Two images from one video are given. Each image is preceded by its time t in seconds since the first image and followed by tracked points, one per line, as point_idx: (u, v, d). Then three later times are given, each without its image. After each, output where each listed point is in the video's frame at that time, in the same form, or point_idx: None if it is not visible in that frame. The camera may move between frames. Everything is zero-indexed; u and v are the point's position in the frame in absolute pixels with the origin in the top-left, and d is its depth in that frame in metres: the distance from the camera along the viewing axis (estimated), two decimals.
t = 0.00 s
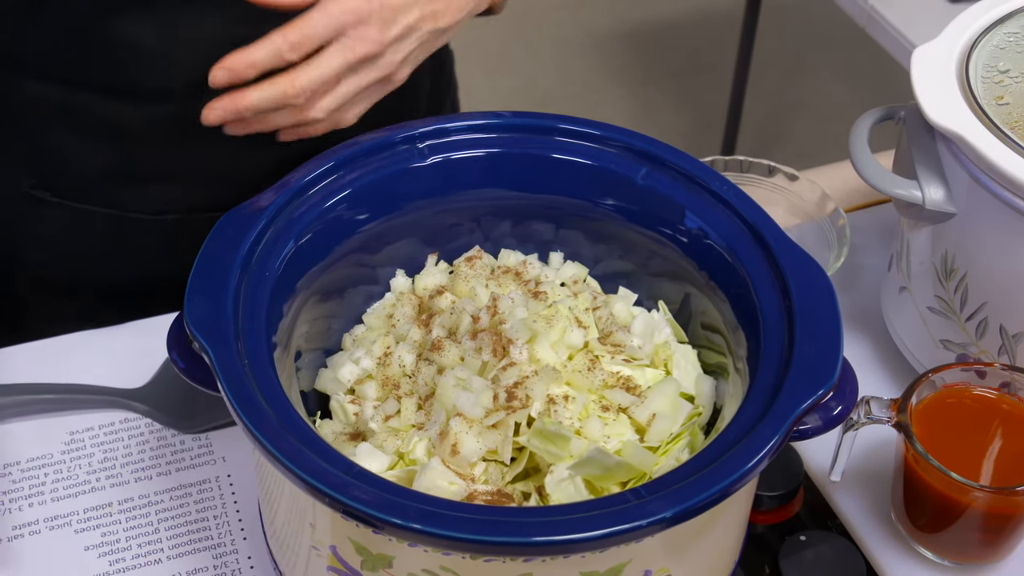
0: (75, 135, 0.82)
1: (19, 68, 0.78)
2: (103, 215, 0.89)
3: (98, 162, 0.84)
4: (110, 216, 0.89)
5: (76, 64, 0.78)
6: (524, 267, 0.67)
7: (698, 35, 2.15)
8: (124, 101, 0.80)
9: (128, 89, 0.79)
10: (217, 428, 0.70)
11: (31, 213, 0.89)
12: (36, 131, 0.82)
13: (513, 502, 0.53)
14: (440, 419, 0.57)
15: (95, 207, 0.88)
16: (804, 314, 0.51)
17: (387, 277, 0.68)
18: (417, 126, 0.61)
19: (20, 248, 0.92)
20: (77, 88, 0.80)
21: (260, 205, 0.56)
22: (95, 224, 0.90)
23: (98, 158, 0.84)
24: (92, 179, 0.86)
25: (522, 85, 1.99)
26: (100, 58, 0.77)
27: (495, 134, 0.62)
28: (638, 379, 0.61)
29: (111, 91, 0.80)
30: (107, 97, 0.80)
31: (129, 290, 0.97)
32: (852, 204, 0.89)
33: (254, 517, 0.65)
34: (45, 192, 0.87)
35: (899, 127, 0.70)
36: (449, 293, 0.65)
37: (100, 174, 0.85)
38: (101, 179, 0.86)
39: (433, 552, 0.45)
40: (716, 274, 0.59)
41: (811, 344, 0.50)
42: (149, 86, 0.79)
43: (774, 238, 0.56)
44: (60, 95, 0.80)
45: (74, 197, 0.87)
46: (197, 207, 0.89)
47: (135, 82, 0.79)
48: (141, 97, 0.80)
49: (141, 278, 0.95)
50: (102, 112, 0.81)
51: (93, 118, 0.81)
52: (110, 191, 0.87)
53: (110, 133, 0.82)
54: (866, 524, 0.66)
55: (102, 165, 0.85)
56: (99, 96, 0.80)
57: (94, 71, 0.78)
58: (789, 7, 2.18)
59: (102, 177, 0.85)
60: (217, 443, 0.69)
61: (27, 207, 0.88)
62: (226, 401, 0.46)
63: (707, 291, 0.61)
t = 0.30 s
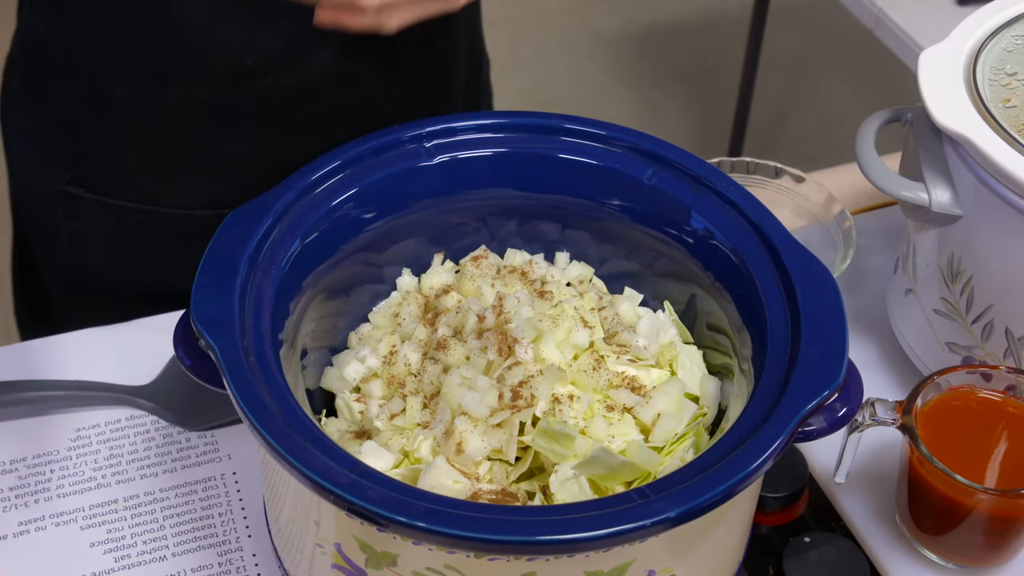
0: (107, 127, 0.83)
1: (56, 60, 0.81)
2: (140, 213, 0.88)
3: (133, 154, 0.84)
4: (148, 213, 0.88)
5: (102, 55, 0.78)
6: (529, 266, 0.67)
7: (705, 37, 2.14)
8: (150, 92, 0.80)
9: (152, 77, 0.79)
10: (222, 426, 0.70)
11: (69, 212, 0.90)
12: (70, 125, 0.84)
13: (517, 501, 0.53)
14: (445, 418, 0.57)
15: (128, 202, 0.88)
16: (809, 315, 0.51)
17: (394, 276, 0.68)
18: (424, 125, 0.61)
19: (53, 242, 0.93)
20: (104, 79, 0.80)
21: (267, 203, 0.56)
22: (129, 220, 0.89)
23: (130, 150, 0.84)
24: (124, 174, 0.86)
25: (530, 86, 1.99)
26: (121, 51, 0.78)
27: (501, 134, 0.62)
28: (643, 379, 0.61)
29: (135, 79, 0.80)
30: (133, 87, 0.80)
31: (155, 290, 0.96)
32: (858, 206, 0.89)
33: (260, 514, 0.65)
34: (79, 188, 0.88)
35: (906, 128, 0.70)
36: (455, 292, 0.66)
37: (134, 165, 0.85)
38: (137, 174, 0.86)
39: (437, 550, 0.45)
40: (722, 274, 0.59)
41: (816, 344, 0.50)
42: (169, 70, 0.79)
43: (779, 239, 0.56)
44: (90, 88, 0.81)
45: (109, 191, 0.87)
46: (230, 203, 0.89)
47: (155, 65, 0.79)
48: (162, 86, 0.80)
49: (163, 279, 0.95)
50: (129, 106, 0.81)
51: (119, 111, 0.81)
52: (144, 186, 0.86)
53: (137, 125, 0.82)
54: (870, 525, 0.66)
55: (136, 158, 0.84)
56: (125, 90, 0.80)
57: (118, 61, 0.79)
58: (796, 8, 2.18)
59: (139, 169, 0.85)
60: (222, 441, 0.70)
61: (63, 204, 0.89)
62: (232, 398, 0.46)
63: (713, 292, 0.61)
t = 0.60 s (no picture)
0: (116, 126, 0.83)
1: (67, 58, 0.81)
2: (147, 211, 0.88)
3: (142, 153, 0.84)
4: (155, 212, 0.89)
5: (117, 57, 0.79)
6: (530, 267, 0.67)
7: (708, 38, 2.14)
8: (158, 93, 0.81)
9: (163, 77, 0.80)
10: (222, 426, 0.71)
11: (77, 210, 0.90)
12: (80, 124, 0.84)
13: (516, 502, 0.53)
14: (444, 419, 0.57)
15: (135, 200, 0.88)
16: (809, 317, 0.51)
17: (394, 277, 0.68)
18: (424, 126, 0.61)
19: (62, 241, 0.94)
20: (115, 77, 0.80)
21: (267, 204, 0.56)
22: (137, 218, 0.89)
23: (137, 151, 0.84)
24: (132, 173, 0.86)
25: (534, 87, 1.99)
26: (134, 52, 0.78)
27: (501, 135, 0.63)
28: (643, 380, 0.61)
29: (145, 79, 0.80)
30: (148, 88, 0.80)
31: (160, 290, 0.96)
32: (860, 207, 0.89)
33: (260, 514, 0.65)
34: (88, 186, 0.88)
35: (907, 130, 0.70)
36: (455, 293, 0.66)
37: (143, 166, 0.85)
38: (145, 173, 0.86)
39: (436, 551, 0.45)
40: (722, 275, 0.59)
41: (816, 346, 0.50)
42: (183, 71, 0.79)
43: (779, 240, 0.56)
44: (100, 87, 0.81)
45: (117, 189, 0.88)
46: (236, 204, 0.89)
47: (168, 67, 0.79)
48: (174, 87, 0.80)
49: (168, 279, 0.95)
50: (138, 105, 0.81)
51: (129, 110, 0.82)
52: (150, 185, 0.87)
53: (146, 125, 0.82)
54: (870, 527, 0.66)
55: (145, 158, 0.85)
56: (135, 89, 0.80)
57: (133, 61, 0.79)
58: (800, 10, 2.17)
59: (146, 169, 0.86)
60: (222, 442, 0.70)
61: (73, 201, 0.90)
62: (231, 398, 0.46)
63: (712, 293, 0.61)
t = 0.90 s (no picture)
0: (109, 126, 0.83)
1: (54, 57, 0.80)
2: (137, 209, 0.88)
3: (131, 152, 0.84)
4: (146, 212, 0.88)
5: (110, 57, 0.78)
6: (528, 268, 0.67)
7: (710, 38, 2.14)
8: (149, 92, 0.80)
9: (156, 76, 0.79)
10: (221, 427, 0.71)
11: (70, 209, 0.90)
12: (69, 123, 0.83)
13: (514, 502, 0.53)
14: (441, 419, 0.57)
15: (127, 199, 0.88)
16: (807, 317, 0.51)
17: (392, 277, 0.68)
18: (422, 126, 0.62)
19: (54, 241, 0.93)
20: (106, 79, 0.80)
21: (264, 204, 0.56)
22: (131, 219, 0.89)
23: (127, 152, 0.84)
24: (122, 174, 0.86)
25: (534, 88, 1.99)
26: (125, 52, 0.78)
27: (498, 135, 0.63)
28: (640, 380, 0.61)
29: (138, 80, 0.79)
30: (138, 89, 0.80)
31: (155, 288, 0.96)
32: (859, 207, 0.89)
33: (258, 515, 0.65)
34: (77, 185, 0.88)
35: (906, 130, 0.70)
36: (453, 293, 0.66)
37: (133, 166, 0.85)
38: (137, 173, 0.86)
39: (432, 551, 0.45)
40: (719, 275, 0.59)
41: (814, 347, 0.49)
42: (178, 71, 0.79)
43: (776, 239, 0.56)
44: (90, 87, 0.81)
45: (108, 188, 0.87)
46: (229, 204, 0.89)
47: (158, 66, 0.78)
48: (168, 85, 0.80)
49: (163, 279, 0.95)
50: (129, 104, 0.81)
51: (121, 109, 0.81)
52: (141, 184, 0.86)
53: (139, 125, 0.82)
54: (868, 527, 0.66)
55: (135, 157, 0.84)
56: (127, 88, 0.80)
57: (123, 61, 0.78)
58: (801, 10, 2.17)
59: (135, 171, 0.85)
60: (220, 442, 0.70)
61: (65, 200, 0.89)
62: (228, 399, 0.46)
63: (710, 293, 0.61)
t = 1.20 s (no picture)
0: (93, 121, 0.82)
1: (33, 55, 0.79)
2: (121, 202, 0.88)
3: (115, 147, 0.83)
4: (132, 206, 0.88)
5: (90, 55, 0.77)
6: (525, 263, 0.67)
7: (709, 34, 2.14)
8: (132, 89, 0.79)
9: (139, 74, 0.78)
10: (221, 426, 0.71)
11: (56, 203, 0.90)
12: (50, 119, 0.83)
13: (512, 497, 0.53)
14: (439, 414, 0.57)
15: (113, 193, 0.87)
16: (804, 310, 0.51)
17: (389, 273, 0.68)
18: (418, 122, 0.61)
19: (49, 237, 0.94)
20: (87, 76, 0.79)
21: (260, 201, 0.56)
22: (128, 219, 0.89)
23: (110, 147, 0.83)
24: (107, 167, 0.85)
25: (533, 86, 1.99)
26: (103, 50, 0.77)
27: (494, 131, 0.63)
28: (638, 374, 0.61)
29: (123, 78, 0.79)
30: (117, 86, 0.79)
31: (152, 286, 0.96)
32: (857, 201, 0.88)
33: (257, 512, 0.65)
34: (62, 178, 0.88)
35: (903, 123, 0.70)
36: (450, 289, 0.66)
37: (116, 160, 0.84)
38: (123, 168, 0.85)
39: (430, 546, 0.45)
40: (716, 269, 0.59)
41: (810, 339, 0.49)
42: (162, 69, 0.78)
43: (773, 232, 0.56)
44: (71, 84, 0.80)
45: (92, 183, 0.87)
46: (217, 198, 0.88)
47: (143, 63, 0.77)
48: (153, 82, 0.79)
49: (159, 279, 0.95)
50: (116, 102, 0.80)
51: (105, 105, 0.80)
52: (128, 179, 0.86)
53: (124, 121, 0.81)
54: (868, 520, 0.66)
55: (120, 152, 0.84)
56: (108, 85, 0.79)
57: (102, 59, 0.77)
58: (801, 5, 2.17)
59: (120, 165, 0.85)
60: (220, 440, 0.70)
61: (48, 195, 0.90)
62: (225, 395, 0.46)
63: (708, 287, 0.61)
